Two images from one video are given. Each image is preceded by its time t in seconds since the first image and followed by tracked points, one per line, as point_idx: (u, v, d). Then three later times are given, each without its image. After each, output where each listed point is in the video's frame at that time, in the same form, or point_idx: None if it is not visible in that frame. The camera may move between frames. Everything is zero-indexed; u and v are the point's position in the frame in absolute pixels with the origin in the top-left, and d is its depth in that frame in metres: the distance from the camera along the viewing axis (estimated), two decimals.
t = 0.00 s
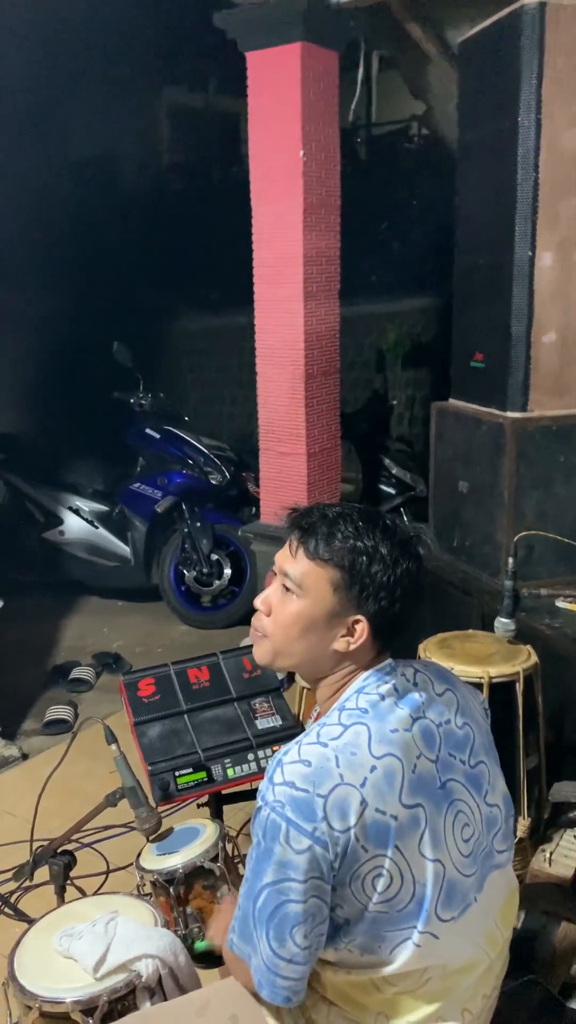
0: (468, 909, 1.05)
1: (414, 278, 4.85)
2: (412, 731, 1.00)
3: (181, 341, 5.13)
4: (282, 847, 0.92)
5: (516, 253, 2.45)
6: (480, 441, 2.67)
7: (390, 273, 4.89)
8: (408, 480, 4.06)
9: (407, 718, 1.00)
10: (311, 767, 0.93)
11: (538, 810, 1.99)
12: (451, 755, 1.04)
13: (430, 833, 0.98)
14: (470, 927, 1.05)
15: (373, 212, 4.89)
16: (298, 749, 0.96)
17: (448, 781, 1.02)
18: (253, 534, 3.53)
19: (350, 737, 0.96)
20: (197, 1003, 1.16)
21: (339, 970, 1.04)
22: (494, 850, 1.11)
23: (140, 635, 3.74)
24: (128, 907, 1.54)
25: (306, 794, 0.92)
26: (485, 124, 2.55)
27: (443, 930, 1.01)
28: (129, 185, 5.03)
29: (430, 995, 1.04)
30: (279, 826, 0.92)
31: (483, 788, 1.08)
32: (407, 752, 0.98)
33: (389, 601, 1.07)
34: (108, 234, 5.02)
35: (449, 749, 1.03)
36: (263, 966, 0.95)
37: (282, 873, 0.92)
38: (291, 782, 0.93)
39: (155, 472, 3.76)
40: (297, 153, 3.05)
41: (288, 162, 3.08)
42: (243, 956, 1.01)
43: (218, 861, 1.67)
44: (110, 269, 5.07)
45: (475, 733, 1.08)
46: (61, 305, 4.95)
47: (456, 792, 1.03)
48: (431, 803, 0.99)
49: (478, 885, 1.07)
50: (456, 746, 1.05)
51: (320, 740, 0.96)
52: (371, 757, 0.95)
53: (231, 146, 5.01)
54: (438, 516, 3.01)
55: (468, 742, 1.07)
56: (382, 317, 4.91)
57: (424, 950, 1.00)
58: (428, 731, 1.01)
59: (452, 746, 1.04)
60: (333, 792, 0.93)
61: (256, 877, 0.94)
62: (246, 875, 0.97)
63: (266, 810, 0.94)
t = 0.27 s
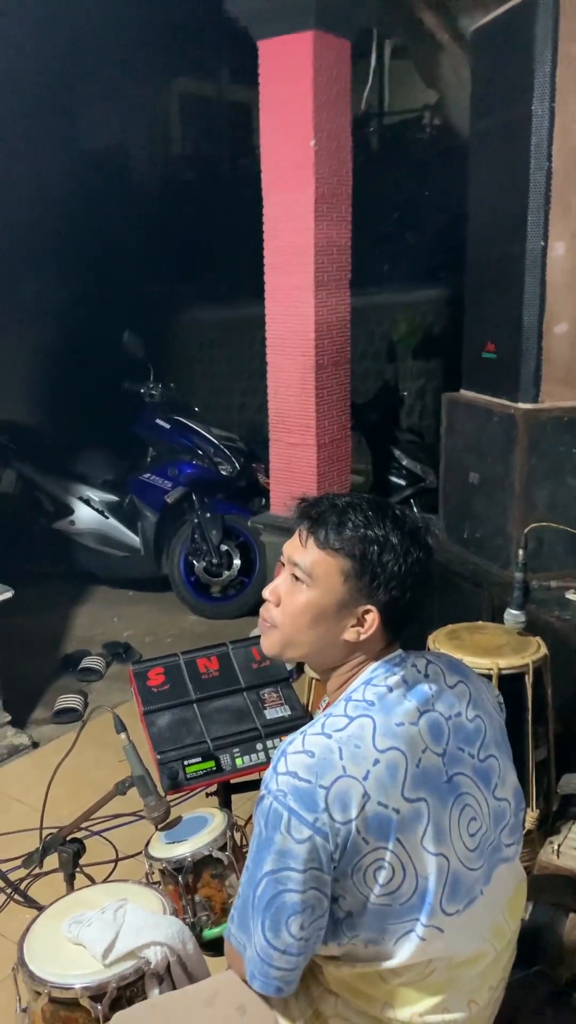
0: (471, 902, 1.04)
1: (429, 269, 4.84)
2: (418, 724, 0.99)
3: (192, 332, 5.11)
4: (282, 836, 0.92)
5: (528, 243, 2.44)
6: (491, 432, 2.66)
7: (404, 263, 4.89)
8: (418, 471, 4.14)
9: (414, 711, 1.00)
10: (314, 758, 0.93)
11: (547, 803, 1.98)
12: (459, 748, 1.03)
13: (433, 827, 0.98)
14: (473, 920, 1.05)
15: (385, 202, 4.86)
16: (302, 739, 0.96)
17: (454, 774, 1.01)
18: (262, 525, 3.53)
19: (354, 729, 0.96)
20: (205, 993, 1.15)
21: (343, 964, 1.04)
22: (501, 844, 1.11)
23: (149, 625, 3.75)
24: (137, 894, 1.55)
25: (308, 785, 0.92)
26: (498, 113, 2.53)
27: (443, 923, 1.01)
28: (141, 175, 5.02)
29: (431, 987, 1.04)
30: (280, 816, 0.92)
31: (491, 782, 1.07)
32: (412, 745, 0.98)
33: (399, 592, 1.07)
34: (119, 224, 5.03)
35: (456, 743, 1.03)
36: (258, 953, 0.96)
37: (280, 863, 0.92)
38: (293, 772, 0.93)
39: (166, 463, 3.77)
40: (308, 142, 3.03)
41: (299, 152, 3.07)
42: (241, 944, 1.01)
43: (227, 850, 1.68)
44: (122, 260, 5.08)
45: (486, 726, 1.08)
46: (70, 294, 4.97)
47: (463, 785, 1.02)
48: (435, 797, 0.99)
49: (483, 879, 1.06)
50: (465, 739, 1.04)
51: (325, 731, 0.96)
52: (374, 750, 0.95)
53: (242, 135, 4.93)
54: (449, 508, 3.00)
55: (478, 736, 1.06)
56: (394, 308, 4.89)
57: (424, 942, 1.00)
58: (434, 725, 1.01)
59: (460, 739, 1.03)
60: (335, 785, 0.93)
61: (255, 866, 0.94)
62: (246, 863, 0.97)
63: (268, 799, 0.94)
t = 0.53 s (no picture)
0: (481, 894, 1.03)
1: (441, 259, 4.79)
2: (424, 718, 0.99)
3: (204, 322, 5.12)
4: (293, 836, 0.92)
5: (542, 234, 2.42)
6: (504, 423, 2.64)
7: (416, 252, 4.86)
8: (431, 462, 4.13)
9: (419, 705, 0.99)
10: (320, 756, 0.94)
11: (558, 794, 1.98)
12: (467, 740, 1.02)
13: (441, 820, 0.97)
14: (483, 912, 1.04)
15: (398, 192, 4.84)
16: (308, 737, 0.96)
17: (462, 767, 1.01)
18: (273, 516, 3.53)
19: (360, 725, 0.96)
20: (214, 981, 1.17)
21: (353, 958, 1.04)
22: (510, 835, 1.10)
23: (160, 615, 3.76)
24: (146, 881, 1.56)
25: (316, 784, 0.93)
26: (513, 101, 2.50)
27: (453, 916, 1.00)
28: (154, 164, 5.00)
29: (439, 979, 1.03)
30: (290, 815, 0.93)
31: (499, 773, 1.06)
32: (418, 739, 0.97)
33: (405, 592, 1.06)
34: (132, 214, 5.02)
35: (464, 735, 1.02)
36: (276, 951, 0.96)
37: (292, 862, 0.92)
38: (301, 772, 0.93)
39: (177, 453, 3.78)
40: (321, 132, 3.01)
41: (312, 141, 3.05)
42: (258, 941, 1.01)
43: (237, 839, 1.68)
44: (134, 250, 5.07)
45: (494, 718, 1.07)
46: (83, 284, 4.97)
47: (471, 778, 1.02)
48: (443, 790, 0.98)
49: (492, 871, 1.05)
50: (472, 731, 1.03)
51: (330, 727, 0.96)
52: (380, 746, 0.95)
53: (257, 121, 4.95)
54: (461, 499, 2.98)
55: (486, 727, 1.05)
56: (407, 298, 4.87)
57: (436, 935, 0.99)
58: (441, 718, 1.00)
59: (468, 731, 1.02)
60: (342, 782, 0.93)
61: (270, 866, 0.95)
62: (259, 863, 0.98)
63: (277, 799, 0.95)
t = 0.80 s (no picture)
0: (491, 883, 1.03)
1: (455, 250, 4.69)
2: (435, 707, 0.99)
3: (215, 312, 5.11)
4: (307, 826, 0.91)
5: (557, 225, 2.40)
6: (517, 416, 2.63)
7: (429, 244, 4.79)
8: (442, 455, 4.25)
9: (430, 694, 1.00)
10: (334, 744, 0.94)
11: (569, 789, 1.97)
12: (476, 730, 1.02)
13: (452, 809, 0.97)
14: (494, 902, 1.04)
15: (413, 182, 4.80)
16: (320, 727, 0.96)
17: (472, 757, 1.01)
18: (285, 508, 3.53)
19: (371, 713, 0.96)
20: (224, 969, 1.18)
21: (364, 951, 1.03)
22: (519, 825, 1.09)
23: (172, 605, 3.77)
24: (157, 871, 1.57)
25: (330, 772, 0.93)
26: (528, 90, 2.48)
27: (464, 906, 1.00)
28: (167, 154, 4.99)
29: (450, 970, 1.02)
30: (304, 806, 0.92)
31: (509, 763, 1.06)
32: (429, 728, 0.97)
33: (416, 585, 1.05)
34: (144, 205, 5.02)
35: (473, 725, 1.02)
36: (287, 950, 0.94)
37: (307, 853, 0.91)
38: (314, 761, 0.93)
39: (190, 444, 3.78)
40: (335, 122, 3.00)
41: (324, 132, 3.04)
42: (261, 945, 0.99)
43: (248, 828, 1.68)
44: (147, 241, 5.07)
45: (504, 708, 1.07)
46: (95, 275, 4.97)
47: (481, 767, 1.02)
48: (453, 779, 0.98)
49: (502, 860, 1.05)
50: (482, 721, 1.03)
51: (342, 716, 0.97)
52: (392, 735, 0.95)
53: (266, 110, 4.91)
54: (473, 492, 2.97)
55: (496, 717, 1.05)
56: (420, 289, 4.84)
57: (445, 925, 0.99)
58: (451, 707, 1.01)
59: (477, 721, 1.03)
60: (356, 770, 0.93)
61: (278, 861, 0.93)
62: (266, 860, 0.96)
63: (290, 790, 0.94)
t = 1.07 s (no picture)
0: (495, 870, 1.02)
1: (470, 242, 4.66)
2: (438, 693, 0.99)
3: (228, 304, 5.11)
4: (326, 802, 0.89)
5: (572, 216, 2.38)
6: (530, 409, 2.62)
7: (442, 235, 4.75)
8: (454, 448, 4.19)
9: (434, 680, 1.00)
10: (344, 724, 0.93)
11: None
12: (478, 717, 1.03)
13: (457, 793, 0.97)
14: (498, 888, 1.03)
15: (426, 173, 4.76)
16: (329, 708, 0.95)
17: (475, 743, 1.01)
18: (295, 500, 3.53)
19: (377, 695, 0.96)
20: (233, 959, 1.18)
21: (371, 941, 1.02)
22: (524, 812, 1.08)
23: (183, 597, 3.78)
24: (167, 860, 1.58)
25: (345, 748, 0.92)
26: (544, 80, 2.45)
27: (468, 891, 0.99)
28: (179, 145, 4.97)
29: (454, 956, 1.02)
30: (321, 782, 0.90)
31: (513, 751, 1.06)
32: (433, 712, 0.97)
33: (418, 572, 1.04)
34: (156, 196, 5.00)
35: (475, 712, 1.03)
36: (302, 940, 0.89)
37: (327, 830, 0.89)
38: (329, 739, 0.92)
39: (201, 436, 3.78)
40: (348, 111, 2.98)
41: (338, 121, 3.02)
42: (264, 948, 0.92)
43: (258, 821, 1.69)
44: (159, 232, 5.06)
45: (507, 696, 1.07)
46: (107, 267, 4.96)
47: (484, 753, 1.02)
48: (457, 763, 0.98)
49: (506, 847, 1.04)
50: (483, 708, 1.03)
51: (349, 699, 0.96)
52: (397, 717, 0.95)
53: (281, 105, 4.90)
54: (485, 485, 2.96)
55: (500, 705, 1.05)
56: (433, 281, 4.81)
57: (449, 908, 0.99)
58: (453, 694, 1.01)
59: (479, 708, 1.03)
60: (367, 749, 0.92)
61: (291, 845, 0.90)
62: (277, 847, 0.92)
63: (303, 769, 0.92)
